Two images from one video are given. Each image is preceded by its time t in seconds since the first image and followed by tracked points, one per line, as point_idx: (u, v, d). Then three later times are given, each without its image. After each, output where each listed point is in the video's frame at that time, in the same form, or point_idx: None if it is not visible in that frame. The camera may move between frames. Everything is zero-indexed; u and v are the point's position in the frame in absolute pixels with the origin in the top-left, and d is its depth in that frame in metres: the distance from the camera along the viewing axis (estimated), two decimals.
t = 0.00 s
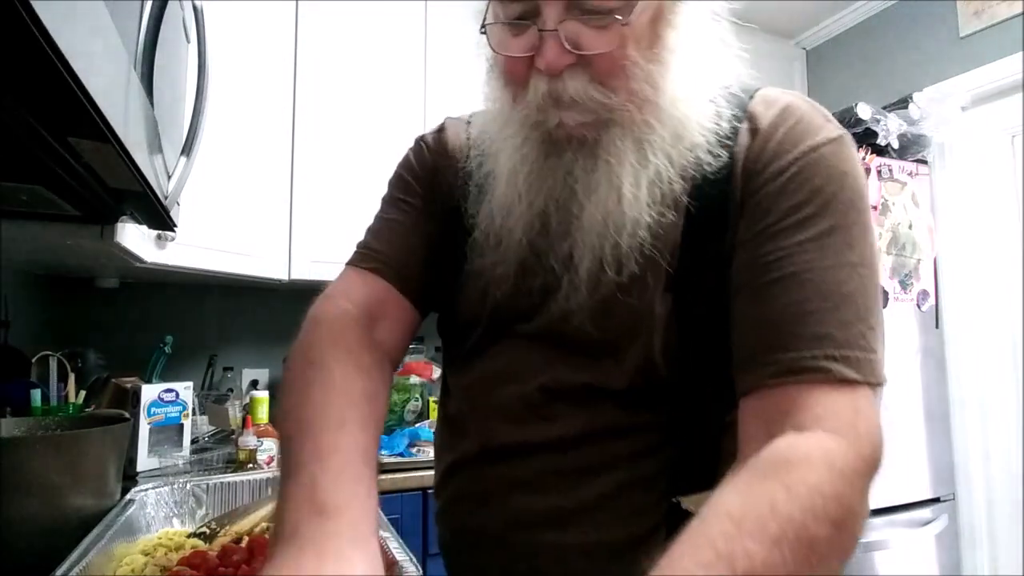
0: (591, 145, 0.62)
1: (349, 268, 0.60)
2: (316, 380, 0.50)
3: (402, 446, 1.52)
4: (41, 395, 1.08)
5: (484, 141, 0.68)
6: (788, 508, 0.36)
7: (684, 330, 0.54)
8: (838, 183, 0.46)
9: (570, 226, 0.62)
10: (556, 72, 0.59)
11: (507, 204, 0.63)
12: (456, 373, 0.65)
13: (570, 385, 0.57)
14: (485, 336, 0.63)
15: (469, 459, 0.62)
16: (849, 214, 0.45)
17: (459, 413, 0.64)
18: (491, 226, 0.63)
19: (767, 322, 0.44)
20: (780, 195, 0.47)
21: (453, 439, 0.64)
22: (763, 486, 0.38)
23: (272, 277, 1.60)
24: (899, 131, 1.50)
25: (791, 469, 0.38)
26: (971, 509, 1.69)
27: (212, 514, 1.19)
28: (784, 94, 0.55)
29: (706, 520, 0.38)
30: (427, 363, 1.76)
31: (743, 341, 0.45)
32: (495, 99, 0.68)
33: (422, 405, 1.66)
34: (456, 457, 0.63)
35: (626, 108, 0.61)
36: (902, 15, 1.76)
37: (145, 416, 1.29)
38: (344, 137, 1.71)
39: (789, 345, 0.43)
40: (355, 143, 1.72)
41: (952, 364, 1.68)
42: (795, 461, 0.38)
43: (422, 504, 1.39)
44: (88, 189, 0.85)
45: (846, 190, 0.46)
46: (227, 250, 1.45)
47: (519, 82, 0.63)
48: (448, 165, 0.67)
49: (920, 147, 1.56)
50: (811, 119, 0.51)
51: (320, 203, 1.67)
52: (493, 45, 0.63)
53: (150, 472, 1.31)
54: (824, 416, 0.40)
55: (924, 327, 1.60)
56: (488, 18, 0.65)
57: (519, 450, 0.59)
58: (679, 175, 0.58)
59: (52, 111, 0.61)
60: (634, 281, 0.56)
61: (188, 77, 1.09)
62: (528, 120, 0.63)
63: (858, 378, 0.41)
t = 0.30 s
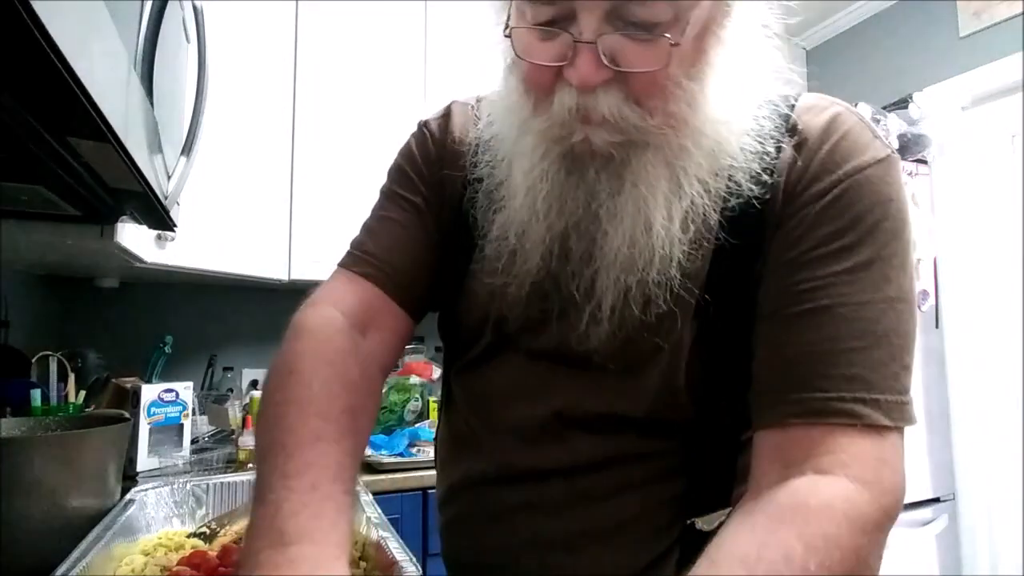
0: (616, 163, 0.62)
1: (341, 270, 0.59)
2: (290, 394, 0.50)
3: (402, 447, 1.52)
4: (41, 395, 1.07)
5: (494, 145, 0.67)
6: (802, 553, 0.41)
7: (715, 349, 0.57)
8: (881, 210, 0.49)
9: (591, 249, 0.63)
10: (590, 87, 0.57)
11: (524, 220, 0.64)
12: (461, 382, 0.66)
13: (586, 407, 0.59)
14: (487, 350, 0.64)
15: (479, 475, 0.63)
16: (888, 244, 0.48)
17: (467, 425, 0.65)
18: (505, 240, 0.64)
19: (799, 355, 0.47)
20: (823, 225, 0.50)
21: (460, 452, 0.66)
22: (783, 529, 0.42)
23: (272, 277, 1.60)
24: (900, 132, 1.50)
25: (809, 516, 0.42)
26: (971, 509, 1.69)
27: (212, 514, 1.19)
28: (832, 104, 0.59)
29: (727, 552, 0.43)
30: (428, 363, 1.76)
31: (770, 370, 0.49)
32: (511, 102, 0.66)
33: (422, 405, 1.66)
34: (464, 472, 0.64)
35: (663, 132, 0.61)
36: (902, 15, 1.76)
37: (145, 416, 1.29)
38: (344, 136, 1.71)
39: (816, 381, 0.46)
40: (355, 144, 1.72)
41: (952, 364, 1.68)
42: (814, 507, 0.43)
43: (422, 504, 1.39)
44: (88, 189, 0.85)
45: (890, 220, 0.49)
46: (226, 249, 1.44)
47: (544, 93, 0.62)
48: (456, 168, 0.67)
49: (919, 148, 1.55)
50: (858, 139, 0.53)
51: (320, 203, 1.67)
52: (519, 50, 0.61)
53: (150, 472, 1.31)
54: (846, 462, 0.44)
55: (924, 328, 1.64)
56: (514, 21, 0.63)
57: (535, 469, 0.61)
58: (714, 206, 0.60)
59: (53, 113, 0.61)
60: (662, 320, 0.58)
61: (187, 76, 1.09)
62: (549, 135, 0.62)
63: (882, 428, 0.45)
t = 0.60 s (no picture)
0: (630, 169, 0.61)
1: (336, 250, 0.58)
2: (275, 382, 0.49)
3: (402, 447, 1.52)
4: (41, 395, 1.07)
5: (503, 146, 0.67)
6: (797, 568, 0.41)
7: (719, 355, 0.58)
8: (898, 221, 0.50)
9: (601, 259, 0.63)
10: (611, 96, 0.57)
11: (534, 225, 0.64)
12: (462, 382, 0.66)
13: (592, 417, 0.59)
14: (485, 352, 0.64)
15: (481, 481, 0.63)
16: (904, 254, 0.49)
17: (467, 431, 0.65)
18: (513, 245, 0.64)
19: (804, 362, 0.48)
20: (840, 235, 0.50)
21: (461, 459, 0.66)
22: (776, 541, 0.42)
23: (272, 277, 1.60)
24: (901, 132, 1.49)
25: (802, 529, 0.42)
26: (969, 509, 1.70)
27: (211, 514, 1.19)
28: (856, 107, 0.61)
29: (718, 562, 0.43)
30: (428, 363, 1.76)
31: (773, 376, 0.49)
32: (525, 106, 0.65)
33: (422, 405, 1.66)
34: (464, 477, 0.64)
35: (684, 144, 0.60)
36: (903, 15, 1.75)
37: (145, 416, 1.29)
38: (344, 136, 1.71)
39: (818, 391, 0.47)
40: (356, 143, 1.72)
41: (951, 365, 1.68)
42: (807, 522, 0.43)
43: (422, 505, 1.39)
44: (88, 189, 0.85)
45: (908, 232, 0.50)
46: (227, 250, 1.44)
47: (562, 97, 0.62)
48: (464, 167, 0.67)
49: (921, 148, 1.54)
50: (877, 146, 0.55)
51: (320, 203, 1.67)
52: (539, 53, 0.61)
53: (150, 472, 1.31)
54: (842, 475, 0.45)
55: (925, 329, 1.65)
56: (535, 25, 0.62)
57: (538, 477, 0.61)
58: (732, 222, 0.60)
59: (53, 113, 0.61)
60: (672, 336, 0.59)
61: (188, 76, 1.09)
62: (563, 139, 0.62)
63: (880, 443, 0.46)
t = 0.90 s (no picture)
0: (635, 170, 0.61)
1: (336, 236, 0.58)
2: (278, 371, 0.48)
3: (402, 447, 1.52)
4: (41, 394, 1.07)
5: (507, 144, 0.67)
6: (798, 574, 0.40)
7: (721, 362, 0.58)
8: (906, 222, 0.50)
9: (603, 262, 0.63)
10: (618, 100, 0.57)
11: (537, 225, 0.64)
12: (461, 378, 0.65)
13: (594, 420, 0.59)
14: (478, 351, 0.64)
15: (481, 482, 0.63)
16: (911, 256, 0.49)
17: (468, 432, 0.65)
18: (516, 245, 0.64)
19: (807, 364, 0.48)
20: (846, 237, 0.50)
21: (461, 459, 0.66)
22: (776, 545, 0.42)
23: (272, 277, 1.60)
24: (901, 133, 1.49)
25: (803, 534, 0.42)
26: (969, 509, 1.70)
27: (212, 514, 1.19)
28: (865, 106, 0.61)
29: (718, 565, 0.42)
30: (428, 363, 1.76)
31: (776, 377, 0.49)
32: (530, 106, 0.65)
33: (422, 405, 1.66)
34: (464, 479, 0.64)
35: (691, 147, 0.60)
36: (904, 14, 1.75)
37: (145, 416, 1.29)
38: (344, 136, 1.71)
39: (820, 393, 0.47)
40: (356, 143, 1.72)
41: (952, 365, 1.68)
42: (808, 528, 0.42)
43: (422, 505, 1.39)
44: (87, 189, 0.85)
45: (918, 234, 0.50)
46: (227, 251, 1.44)
47: (568, 96, 0.61)
48: (468, 165, 0.67)
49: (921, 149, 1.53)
50: (886, 147, 0.55)
51: (320, 203, 1.67)
52: (545, 52, 0.61)
53: (150, 472, 1.31)
54: (844, 479, 0.45)
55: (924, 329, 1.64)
56: (542, 24, 0.62)
57: (540, 478, 0.61)
58: (737, 226, 0.60)
59: (53, 114, 0.61)
60: (673, 339, 0.59)
61: (188, 76, 1.09)
62: (569, 139, 0.62)
63: (882, 448, 0.46)
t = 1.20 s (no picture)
0: (636, 169, 0.62)
1: (344, 251, 0.59)
2: (304, 386, 0.50)
3: (402, 447, 1.52)
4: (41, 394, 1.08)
5: (506, 143, 0.67)
6: (795, 573, 0.41)
7: (719, 358, 0.58)
8: (905, 219, 0.50)
9: (602, 261, 0.63)
10: (618, 93, 0.57)
11: (537, 223, 0.64)
12: (464, 375, 0.66)
13: (593, 418, 0.59)
14: (479, 350, 0.64)
15: (481, 480, 0.63)
16: (909, 254, 0.49)
17: (469, 429, 0.65)
18: (516, 243, 0.64)
19: (804, 362, 0.48)
20: (842, 233, 0.51)
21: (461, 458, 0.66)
22: (773, 543, 0.42)
23: (272, 278, 1.60)
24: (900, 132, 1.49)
25: (800, 531, 0.42)
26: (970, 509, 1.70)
27: (212, 514, 1.20)
28: (867, 102, 0.61)
29: (715, 564, 0.42)
30: (428, 363, 1.76)
31: (774, 374, 0.49)
32: (531, 102, 0.65)
33: (422, 405, 1.66)
34: (462, 476, 0.64)
35: (691, 142, 0.61)
36: (904, 14, 1.75)
37: (145, 416, 1.29)
38: (344, 136, 1.71)
39: (819, 390, 0.47)
40: (357, 143, 1.72)
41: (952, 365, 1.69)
42: (804, 525, 0.43)
43: (422, 504, 1.39)
44: (87, 188, 0.85)
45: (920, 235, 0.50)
46: (227, 252, 1.45)
47: (568, 93, 0.62)
48: (468, 164, 0.67)
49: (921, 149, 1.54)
50: (887, 143, 0.55)
51: (320, 203, 1.67)
52: (546, 48, 0.61)
53: (150, 472, 1.30)
54: (842, 474, 0.45)
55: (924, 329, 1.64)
56: (541, 18, 0.62)
57: (538, 477, 0.61)
58: (736, 222, 0.60)
59: (53, 115, 0.61)
60: (673, 335, 0.59)
61: (188, 77, 1.09)
62: (569, 136, 0.62)
63: (879, 445, 0.46)
